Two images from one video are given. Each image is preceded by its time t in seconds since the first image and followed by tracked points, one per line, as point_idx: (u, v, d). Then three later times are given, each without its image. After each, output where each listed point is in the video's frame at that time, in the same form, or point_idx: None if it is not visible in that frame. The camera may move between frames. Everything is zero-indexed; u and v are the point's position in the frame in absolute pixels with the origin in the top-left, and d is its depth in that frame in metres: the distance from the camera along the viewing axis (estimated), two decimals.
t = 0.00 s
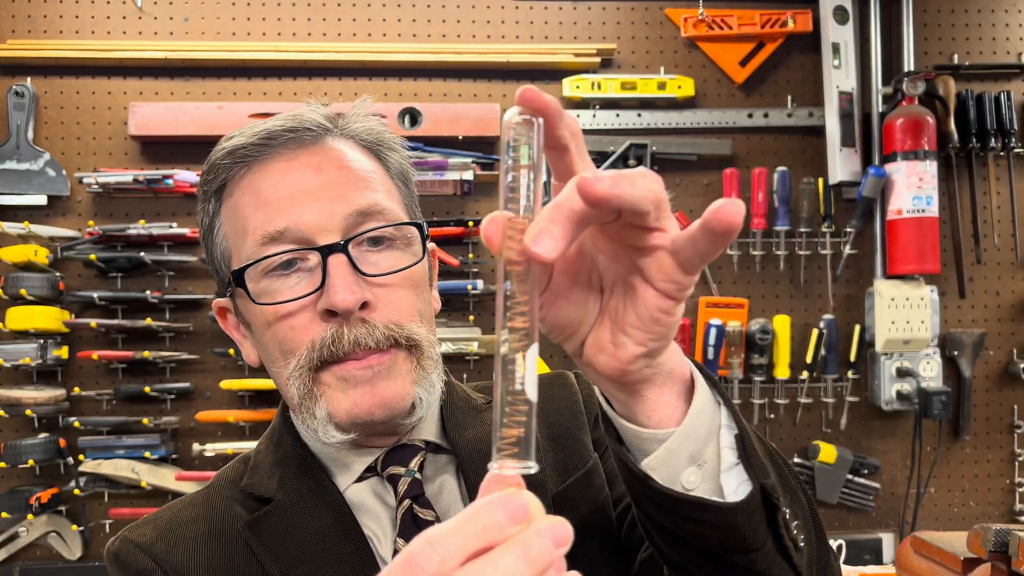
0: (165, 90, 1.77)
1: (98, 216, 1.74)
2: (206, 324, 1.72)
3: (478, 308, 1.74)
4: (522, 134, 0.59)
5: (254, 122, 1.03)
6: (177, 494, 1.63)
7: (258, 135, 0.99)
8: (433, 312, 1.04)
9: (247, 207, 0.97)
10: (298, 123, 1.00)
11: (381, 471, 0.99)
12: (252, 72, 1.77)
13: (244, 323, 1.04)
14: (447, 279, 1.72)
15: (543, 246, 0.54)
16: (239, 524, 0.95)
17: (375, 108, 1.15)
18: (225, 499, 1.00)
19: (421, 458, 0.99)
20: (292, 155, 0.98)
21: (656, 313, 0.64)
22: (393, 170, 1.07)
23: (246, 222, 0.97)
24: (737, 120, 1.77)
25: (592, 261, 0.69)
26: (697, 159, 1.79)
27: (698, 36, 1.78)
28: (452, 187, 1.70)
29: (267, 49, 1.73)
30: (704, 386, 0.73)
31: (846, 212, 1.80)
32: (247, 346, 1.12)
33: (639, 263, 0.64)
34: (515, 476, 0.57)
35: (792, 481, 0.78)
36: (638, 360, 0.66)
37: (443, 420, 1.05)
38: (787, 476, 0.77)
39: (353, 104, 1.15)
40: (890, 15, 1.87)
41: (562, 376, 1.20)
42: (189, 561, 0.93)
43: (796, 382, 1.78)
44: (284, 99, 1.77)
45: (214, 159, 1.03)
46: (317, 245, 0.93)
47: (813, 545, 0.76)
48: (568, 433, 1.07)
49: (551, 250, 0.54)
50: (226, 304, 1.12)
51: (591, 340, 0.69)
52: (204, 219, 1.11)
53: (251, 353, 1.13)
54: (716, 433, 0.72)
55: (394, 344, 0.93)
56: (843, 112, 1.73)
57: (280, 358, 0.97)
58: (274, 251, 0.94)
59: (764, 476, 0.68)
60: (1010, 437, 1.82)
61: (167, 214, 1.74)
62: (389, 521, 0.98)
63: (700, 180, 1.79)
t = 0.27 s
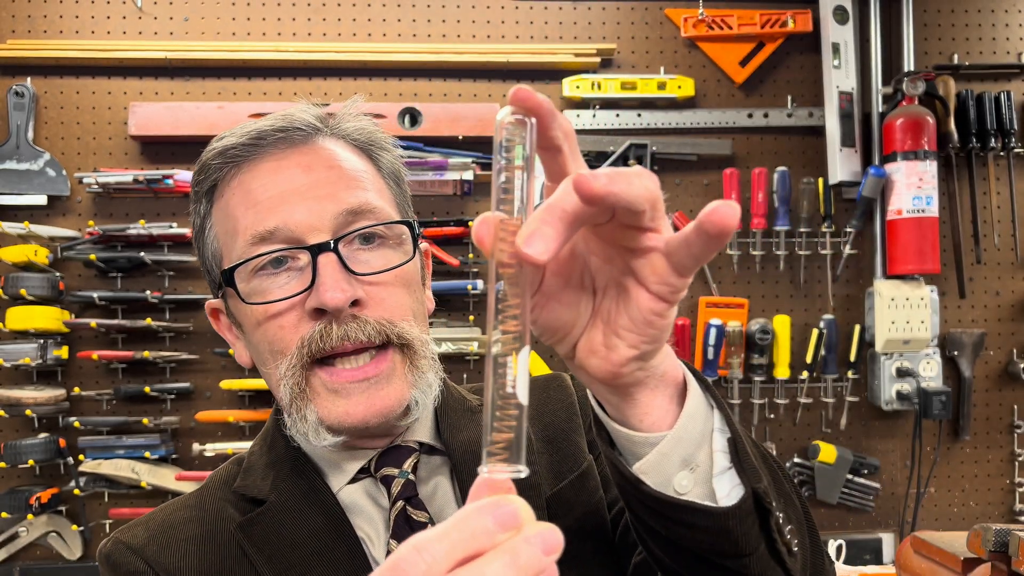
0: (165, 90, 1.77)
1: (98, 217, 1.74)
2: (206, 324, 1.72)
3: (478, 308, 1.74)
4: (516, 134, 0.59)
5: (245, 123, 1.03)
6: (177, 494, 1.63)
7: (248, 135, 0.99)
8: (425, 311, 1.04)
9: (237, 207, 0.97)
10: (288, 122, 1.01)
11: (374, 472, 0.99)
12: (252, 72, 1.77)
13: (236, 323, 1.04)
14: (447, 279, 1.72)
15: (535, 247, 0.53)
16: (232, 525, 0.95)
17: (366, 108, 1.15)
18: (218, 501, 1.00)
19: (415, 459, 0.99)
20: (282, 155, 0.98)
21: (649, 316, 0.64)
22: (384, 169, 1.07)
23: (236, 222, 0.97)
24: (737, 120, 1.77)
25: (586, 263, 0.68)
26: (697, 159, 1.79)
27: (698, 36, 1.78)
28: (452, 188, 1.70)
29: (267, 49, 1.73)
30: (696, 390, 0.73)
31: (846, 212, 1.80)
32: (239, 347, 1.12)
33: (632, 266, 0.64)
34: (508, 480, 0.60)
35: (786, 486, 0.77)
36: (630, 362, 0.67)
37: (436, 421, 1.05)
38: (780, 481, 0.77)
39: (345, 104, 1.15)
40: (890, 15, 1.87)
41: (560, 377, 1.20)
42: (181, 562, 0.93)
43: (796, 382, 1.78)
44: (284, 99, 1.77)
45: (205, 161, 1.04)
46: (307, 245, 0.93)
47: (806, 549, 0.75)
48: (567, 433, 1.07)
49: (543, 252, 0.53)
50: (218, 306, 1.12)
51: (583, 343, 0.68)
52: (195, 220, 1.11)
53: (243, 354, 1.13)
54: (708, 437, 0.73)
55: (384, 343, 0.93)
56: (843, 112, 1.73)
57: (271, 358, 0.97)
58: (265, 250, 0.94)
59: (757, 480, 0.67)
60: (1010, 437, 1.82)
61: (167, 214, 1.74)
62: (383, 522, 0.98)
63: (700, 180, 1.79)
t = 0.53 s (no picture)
0: (165, 90, 1.77)
1: (98, 217, 1.74)
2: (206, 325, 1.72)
3: (478, 308, 1.74)
4: (517, 135, 0.59)
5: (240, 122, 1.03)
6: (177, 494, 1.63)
7: (243, 135, 0.99)
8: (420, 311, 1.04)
9: (232, 206, 0.97)
10: (284, 122, 1.01)
11: (370, 473, 0.99)
12: (252, 72, 1.77)
13: (231, 323, 1.04)
14: (446, 279, 1.72)
15: (536, 251, 0.51)
16: (227, 526, 0.95)
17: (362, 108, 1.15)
18: (213, 502, 1.00)
19: (411, 461, 0.98)
20: (278, 154, 0.98)
21: (648, 320, 0.64)
22: (379, 168, 1.07)
23: (232, 221, 0.97)
24: (737, 120, 1.77)
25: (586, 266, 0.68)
26: (697, 159, 1.79)
27: (698, 36, 1.78)
28: (452, 187, 1.70)
29: (267, 49, 1.73)
30: (694, 395, 0.73)
31: (846, 212, 1.80)
32: (235, 347, 1.11)
33: (632, 269, 0.64)
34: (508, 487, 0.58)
35: (783, 492, 0.77)
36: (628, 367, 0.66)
37: (433, 422, 1.05)
38: (778, 487, 0.77)
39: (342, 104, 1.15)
40: (890, 15, 1.87)
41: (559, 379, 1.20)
42: (177, 563, 0.93)
43: (796, 382, 1.78)
44: (284, 98, 1.77)
45: (200, 160, 1.04)
46: (302, 244, 0.93)
47: (804, 554, 0.75)
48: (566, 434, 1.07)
49: (544, 256, 0.51)
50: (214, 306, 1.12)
51: (582, 346, 0.68)
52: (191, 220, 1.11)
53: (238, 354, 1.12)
54: (705, 443, 0.73)
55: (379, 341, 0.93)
56: (843, 112, 1.73)
57: (266, 357, 0.97)
58: (260, 249, 0.94)
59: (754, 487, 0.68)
60: (1011, 437, 1.82)
61: (167, 214, 1.74)
62: (378, 524, 0.98)
63: (700, 180, 1.79)
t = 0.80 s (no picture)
0: (165, 90, 1.77)
1: (98, 217, 1.74)
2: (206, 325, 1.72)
3: (478, 308, 1.74)
4: (519, 135, 0.58)
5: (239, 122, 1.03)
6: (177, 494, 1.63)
7: (242, 135, 0.99)
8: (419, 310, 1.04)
9: (231, 206, 0.97)
10: (283, 122, 1.01)
11: (370, 473, 0.99)
12: (252, 71, 1.77)
13: (230, 323, 1.04)
14: (446, 279, 1.72)
15: (536, 254, 0.51)
16: (227, 526, 0.95)
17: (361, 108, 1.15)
18: (213, 501, 1.00)
19: (411, 461, 0.99)
20: (277, 154, 0.98)
21: (650, 323, 0.64)
22: (378, 168, 1.07)
23: (231, 221, 0.97)
24: (737, 120, 1.77)
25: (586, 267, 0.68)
26: (697, 159, 1.79)
27: (698, 36, 1.78)
28: (452, 187, 1.70)
29: (267, 49, 1.73)
30: (695, 398, 0.73)
31: (846, 212, 1.80)
32: (235, 347, 1.11)
33: (634, 272, 0.64)
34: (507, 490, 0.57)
35: (783, 496, 0.77)
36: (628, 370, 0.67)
37: (432, 423, 1.05)
38: (778, 491, 0.77)
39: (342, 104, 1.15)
40: (890, 15, 1.87)
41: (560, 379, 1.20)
42: (176, 562, 0.93)
43: (796, 382, 1.78)
44: (284, 98, 1.77)
45: (200, 160, 1.04)
46: (301, 244, 0.93)
47: (804, 559, 0.75)
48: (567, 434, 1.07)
49: (544, 258, 0.51)
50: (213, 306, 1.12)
51: (583, 349, 0.68)
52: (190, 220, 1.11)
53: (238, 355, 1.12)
54: (706, 446, 0.73)
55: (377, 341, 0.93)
56: (843, 112, 1.73)
57: (265, 357, 0.97)
58: (259, 249, 0.94)
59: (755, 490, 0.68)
60: (1011, 437, 1.82)
61: (167, 214, 1.74)
62: (377, 525, 0.97)
63: (700, 180, 1.79)
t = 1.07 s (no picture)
0: (165, 90, 1.77)
1: (98, 216, 1.74)
2: (206, 325, 1.72)
3: (478, 308, 1.74)
4: (527, 140, 0.58)
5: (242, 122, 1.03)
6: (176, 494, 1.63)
7: (245, 135, 0.99)
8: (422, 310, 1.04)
9: (234, 206, 0.97)
10: (286, 122, 1.01)
11: (373, 474, 0.99)
12: (252, 71, 1.77)
13: (234, 322, 1.04)
14: (447, 279, 1.72)
15: (544, 260, 0.51)
16: (229, 523, 0.95)
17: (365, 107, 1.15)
18: (215, 498, 1.00)
19: (413, 461, 0.98)
20: (280, 153, 0.98)
21: (657, 330, 0.64)
22: (381, 167, 1.07)
23: (233, 221, 0.97)
24: (736, 120, 1.77)
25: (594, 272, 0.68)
26: (697, 159, 1.79)
27: (698, 36, 1.78)
28: (452, 187, 1.70)
29: (267, 49, 1.73)
30: (701, 404, 0.73)
31: (846, 212, 1.80)
32: (239, 347, 1.11)
33: (643, 278, 0.63)
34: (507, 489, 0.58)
35: (788, 503, 0.77)
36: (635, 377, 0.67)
37: (435, 423, 1.05)
38: (783, 497, 0.77)
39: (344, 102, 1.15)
40: (890, 15, 1.87)
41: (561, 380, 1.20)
42: (177, 559, 0.93)
43: (796, 382, 1.78)
44: (284, 98, 1.77)
45: (202, 160, 1.04)
46: (304, 244, 0.92)
47: (808, 566, 0.75)
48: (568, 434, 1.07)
49: (552, 264, 0.52)
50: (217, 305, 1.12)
51: (589, 354, 0.69)
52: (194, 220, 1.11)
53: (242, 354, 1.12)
54: (712, 453, 0.72)
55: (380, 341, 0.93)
56: (843, 112, 1.73)
57: (268, 357, 0.97)
58: (262, 249, 0.94)
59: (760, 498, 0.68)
60: (1010, 437, 1.82)
61: (167, 214, 1.74)
62: (380, 526, 0.97)
63: (700, 180, 1.79)
